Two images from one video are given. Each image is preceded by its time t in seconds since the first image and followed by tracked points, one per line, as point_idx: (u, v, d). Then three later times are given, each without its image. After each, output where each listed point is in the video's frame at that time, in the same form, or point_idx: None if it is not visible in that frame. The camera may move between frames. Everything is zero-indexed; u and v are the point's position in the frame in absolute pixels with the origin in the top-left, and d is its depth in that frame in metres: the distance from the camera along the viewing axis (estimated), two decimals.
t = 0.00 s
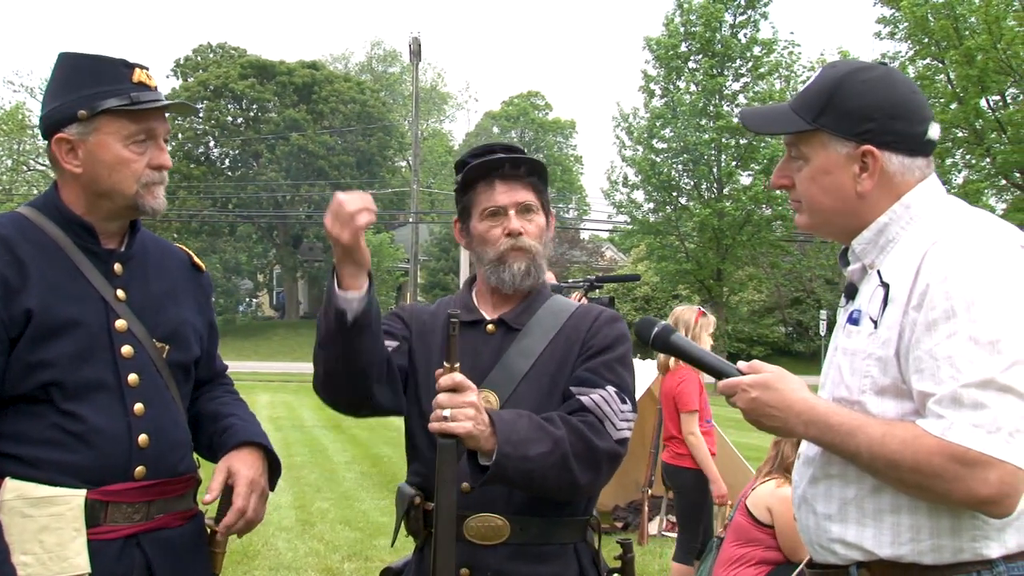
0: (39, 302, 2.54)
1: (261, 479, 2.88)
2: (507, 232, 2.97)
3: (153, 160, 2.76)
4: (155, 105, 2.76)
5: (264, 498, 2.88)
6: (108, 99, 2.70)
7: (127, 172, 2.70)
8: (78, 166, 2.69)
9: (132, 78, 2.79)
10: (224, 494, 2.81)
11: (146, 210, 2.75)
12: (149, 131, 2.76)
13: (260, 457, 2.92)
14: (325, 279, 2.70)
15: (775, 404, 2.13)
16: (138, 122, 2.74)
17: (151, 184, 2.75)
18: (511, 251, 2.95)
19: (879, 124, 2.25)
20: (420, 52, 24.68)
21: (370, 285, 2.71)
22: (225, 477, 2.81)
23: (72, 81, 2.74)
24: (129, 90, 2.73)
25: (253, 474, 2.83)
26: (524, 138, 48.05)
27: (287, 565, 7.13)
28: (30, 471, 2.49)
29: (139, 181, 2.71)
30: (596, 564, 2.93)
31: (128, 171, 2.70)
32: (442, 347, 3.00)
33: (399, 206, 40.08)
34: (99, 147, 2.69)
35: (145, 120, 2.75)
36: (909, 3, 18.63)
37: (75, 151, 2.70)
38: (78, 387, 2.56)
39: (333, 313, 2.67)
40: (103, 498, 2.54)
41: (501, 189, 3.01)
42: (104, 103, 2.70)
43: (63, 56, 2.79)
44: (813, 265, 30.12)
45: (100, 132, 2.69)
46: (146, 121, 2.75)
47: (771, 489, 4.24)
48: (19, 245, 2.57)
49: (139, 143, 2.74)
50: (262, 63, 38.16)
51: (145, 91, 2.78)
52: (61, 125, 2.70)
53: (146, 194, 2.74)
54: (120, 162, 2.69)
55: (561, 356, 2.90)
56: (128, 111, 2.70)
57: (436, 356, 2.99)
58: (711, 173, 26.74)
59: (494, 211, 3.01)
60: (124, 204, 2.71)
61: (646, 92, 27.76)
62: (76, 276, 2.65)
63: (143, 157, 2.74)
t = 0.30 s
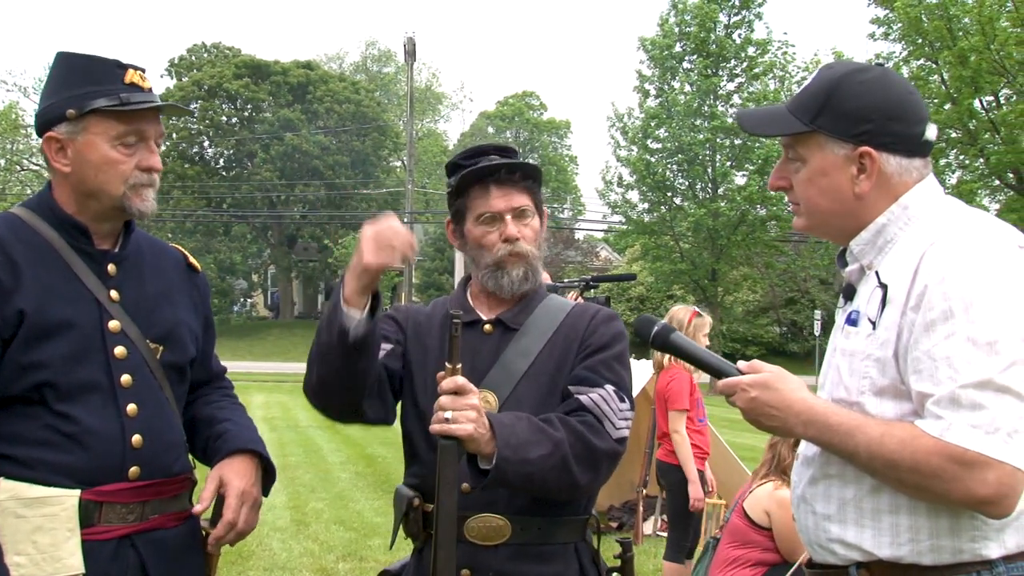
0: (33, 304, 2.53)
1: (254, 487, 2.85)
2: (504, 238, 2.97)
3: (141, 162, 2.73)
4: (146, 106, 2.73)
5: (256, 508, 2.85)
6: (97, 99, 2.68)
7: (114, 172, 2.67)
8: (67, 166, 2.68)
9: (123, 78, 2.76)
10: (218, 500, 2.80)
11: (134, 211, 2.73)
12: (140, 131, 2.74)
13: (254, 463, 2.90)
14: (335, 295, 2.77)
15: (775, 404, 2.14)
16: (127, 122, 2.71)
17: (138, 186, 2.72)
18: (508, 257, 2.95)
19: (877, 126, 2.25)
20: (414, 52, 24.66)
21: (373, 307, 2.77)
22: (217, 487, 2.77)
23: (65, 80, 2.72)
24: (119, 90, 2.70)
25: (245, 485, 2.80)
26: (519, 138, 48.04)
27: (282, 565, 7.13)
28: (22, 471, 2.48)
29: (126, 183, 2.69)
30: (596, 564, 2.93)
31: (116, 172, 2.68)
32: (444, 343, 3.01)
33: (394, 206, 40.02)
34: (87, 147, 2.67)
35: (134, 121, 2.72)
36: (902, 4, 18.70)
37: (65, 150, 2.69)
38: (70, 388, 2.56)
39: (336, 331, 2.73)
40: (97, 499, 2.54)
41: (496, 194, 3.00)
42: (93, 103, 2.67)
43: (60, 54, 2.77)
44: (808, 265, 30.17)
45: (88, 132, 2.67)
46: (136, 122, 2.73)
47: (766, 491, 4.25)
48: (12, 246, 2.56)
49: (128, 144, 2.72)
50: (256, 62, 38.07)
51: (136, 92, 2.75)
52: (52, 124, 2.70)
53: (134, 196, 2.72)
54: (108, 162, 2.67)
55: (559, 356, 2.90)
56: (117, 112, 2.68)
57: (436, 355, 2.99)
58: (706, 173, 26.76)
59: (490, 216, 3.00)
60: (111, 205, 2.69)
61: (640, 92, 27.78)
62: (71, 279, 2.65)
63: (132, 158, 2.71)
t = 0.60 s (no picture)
0: (27, 302, 2.54)
1: (248, 492, 2.83)
2: (519, 231, 2.98)
3: (126, 166, 2.70)
4: (134, 109, 2.70)
5: (248, 513, 2.81)
6: (83, 100, 2.66)
7: (95, 173, 2.65)
8: (57, 164, 2.69)
9: (117, 81, 2.74)
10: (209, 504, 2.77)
11: (117, 214, 2.69)
12: (126, 135, 2.71)
13: (248, 469, 2.87)
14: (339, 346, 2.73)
15: (772, 405, 2.14)
16: (113, 125, 2.69)
17: (120, 190, 2.68)
18: (522, 251, 2.97)
19: (872, 127, 2.26)
20: (411, 53, 24.60)
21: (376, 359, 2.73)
22: (208, 493, 2.75)
23: (61, 80, 2.72)
24: (106, 92, 2.67)
25: (236, 491, 2.76)
26: (516, 138, 48.07)
27: (278, 565, 7.12)
28: (16, 469, 2.50)
29: (107, 185, 2.66)
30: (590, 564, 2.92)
31: (97, 174, 2.65)
32: (439, 347, 3.02)
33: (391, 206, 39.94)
34: (72, 146, 2.66)
35: (121, 124, 2.70)
36: (898, 4, 18.71)
37: (54, 149, 2.70)
38: (64, 386, 2.56)
39: (339, 384, 2.69)
40: (87, 497, 2.54)
41: (517, 188, 3.02)
42: (79, 104, 2.66)
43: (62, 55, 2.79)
44: (804, 265, 30.21)
45: (74, 132, 2.67)
46: (122, 125, 2.70)
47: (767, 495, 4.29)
48: (7, 245, 2.57)
49: (113, 147, 2.69)
50: (253, 62, 38.03)
51: (126, 96, 2.72)
52: (46, 122, 2.71)
53: (115, 199, 2.67)
54: (90, 163, 2.65)
55: (551, 355, 2.91)
56: (103, 113, 2.66)
57: (429, 358, 2.99)
58: (702, 174, 26.85)
59: (507, 209, 3.01)
60: (93, 206, 2.67)
61: (637, 92, 27.77)
62: (66, 278, 2.65)
63: (116, 161, 2.68)
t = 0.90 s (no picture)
0: (14, 298, 2.55)
1: (231, 494, 2.78)
2: (512, 227, 2.98)
3: (109, 165, 2.68)
4: (118, 107, 2.68)
5: (232, 515, 2.78)
6: (65, 98, 2.66)
7: (79, 171, 2.64)
8: (43, 162, 2.69)
9: (101, 78, 2.72)
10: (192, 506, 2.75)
11: (101, 214, 2.67)
12: (109, 134, 2.69)
13: (232, 470, 2.83)
14: (348, 332, 2.75)
15: (768, 402, 2.14)
16: (96, 123, 2.68)
17: (105, 188, 2.67)
18: (515, 247, 2.97)
19: (869, 126, 2.26)
20: (407, 52, 24.57)
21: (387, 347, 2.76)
22: (192, 496, 2.71)
23: (47, 78, 2.72)
24: (90, 91, 2.67)
25: (219, 493, 2.73)
26: (513, 138, 48.06)
27: (275, 566, 7.13)
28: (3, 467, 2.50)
29: (91, 184, 2.65)
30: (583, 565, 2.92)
31: (80, 172, 2.64)
32: (434, 348, 3.01)
33: (388, 206, 39.89)
34: (56, 144, 2.66)
35: (104, 122, 2.69)
36: (895, 5, 18.72)
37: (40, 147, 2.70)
38: (51, 383, 2.56)
39: (349, 366, 2.70)
40: (74, 495, 2.54)
41: (508, 184, 3.03)
42: (62, 102, 2.65)
43: (51, 53, 2.78)
44: (801, 265, 30.24)
45: (58, 130, 2.66)
46: (106, 122, 2.69)
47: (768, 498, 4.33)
48: None
49: (96, 145, 2.68)
50: (250, 62, 38.03)
51: (110, 93, 2.71)
52: (31, 120, 2.72)
53: (98, 198, 2.66)
54: (73, 161, 2.64)
55: (546, 355, 2.91)
56: (87, 110, 2.64)
57: (423, 359, 2.99)
58: (699, 173, 26.88)
59: (499, 206, 3.01)
60: (77, 204, 2.65)
61: (634, 92, 27.78)
62: (53, 275, 2.66)
63: (99, 159, 2.67)
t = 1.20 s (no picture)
0: None
1: (206, 494, 2.78)
2: (508, 230, 2.99)
3: (88, 154, 2.69)
4: (90, 95, 2.68)
5: (206, 516, 2.78)
6: (39, 89, 2.65)
7: (57, 162, 2.64)
8: (16, 156, 2.68)
9: (71, 67, 2.72)
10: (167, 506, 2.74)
11: (83, 204, 2.68)
12: (83, 122, 2.69)
13: (207, 471, 2.83)
14: (353, 349, 2.74)
15: (762, 404, 2.14)
16: (70, 113, 2.67)
17: (84, 178, 2.68)
18: (511, 249, 2.97)
19: (864, 127, 2.27)
20: (402, 53, 24.57)
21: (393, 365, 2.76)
22: (165, 497, 2.71)
23: (16, 68, 2.70)
24: (62, 80, 2.66)
25: (193, 494, 2.73)
26: (508, 138, 48.05)
27: (270, 566, 7.11)
28: None
29: (70, 174, 2.65)
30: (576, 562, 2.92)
31: (58, 163, 2.64)
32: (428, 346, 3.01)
33: (383, 206, 39.84)
34: (31, 136, 2.65)
35: (78, 111, 2.68)
36: (889, 5, 18.74)
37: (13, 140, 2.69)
38: (27, 380, 2.56)
39: (359, 385, 2.69)
40: (52, 495, 2.53)
41: (505, 187, 3.03)
42: (35, 92, 2.65)
43: (17, 44, 2.76)
44: (796, 265, 30.27)
45: (32, 123, 2.65)
46: (79, 111, 2.68)
47: (765, 499, 4.35)
48: None
49: (72, 135, 2.68)
50: (244, 62, 38.03)
51: (82, 82, 2.70)
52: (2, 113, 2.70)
53: (78, 189, 2.66)
54: (50, 153, 2.64)
55: (539, 355, 2.91)
56: (61, 100, 2.64)
57: (417, 360, 2.99)
58: (694, 174, 26.79)
59: (496, 208, 3.01)
60: (57, 196, 2.66)
61: (629, 92, 27.79)
62: (29, 272, 2.65)
63: (76, 150, 2.68)
